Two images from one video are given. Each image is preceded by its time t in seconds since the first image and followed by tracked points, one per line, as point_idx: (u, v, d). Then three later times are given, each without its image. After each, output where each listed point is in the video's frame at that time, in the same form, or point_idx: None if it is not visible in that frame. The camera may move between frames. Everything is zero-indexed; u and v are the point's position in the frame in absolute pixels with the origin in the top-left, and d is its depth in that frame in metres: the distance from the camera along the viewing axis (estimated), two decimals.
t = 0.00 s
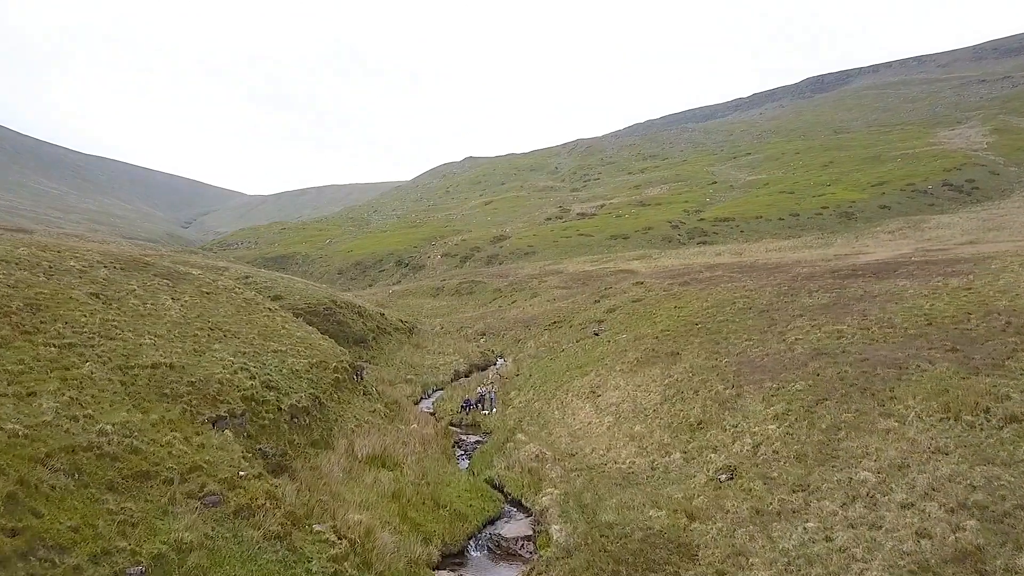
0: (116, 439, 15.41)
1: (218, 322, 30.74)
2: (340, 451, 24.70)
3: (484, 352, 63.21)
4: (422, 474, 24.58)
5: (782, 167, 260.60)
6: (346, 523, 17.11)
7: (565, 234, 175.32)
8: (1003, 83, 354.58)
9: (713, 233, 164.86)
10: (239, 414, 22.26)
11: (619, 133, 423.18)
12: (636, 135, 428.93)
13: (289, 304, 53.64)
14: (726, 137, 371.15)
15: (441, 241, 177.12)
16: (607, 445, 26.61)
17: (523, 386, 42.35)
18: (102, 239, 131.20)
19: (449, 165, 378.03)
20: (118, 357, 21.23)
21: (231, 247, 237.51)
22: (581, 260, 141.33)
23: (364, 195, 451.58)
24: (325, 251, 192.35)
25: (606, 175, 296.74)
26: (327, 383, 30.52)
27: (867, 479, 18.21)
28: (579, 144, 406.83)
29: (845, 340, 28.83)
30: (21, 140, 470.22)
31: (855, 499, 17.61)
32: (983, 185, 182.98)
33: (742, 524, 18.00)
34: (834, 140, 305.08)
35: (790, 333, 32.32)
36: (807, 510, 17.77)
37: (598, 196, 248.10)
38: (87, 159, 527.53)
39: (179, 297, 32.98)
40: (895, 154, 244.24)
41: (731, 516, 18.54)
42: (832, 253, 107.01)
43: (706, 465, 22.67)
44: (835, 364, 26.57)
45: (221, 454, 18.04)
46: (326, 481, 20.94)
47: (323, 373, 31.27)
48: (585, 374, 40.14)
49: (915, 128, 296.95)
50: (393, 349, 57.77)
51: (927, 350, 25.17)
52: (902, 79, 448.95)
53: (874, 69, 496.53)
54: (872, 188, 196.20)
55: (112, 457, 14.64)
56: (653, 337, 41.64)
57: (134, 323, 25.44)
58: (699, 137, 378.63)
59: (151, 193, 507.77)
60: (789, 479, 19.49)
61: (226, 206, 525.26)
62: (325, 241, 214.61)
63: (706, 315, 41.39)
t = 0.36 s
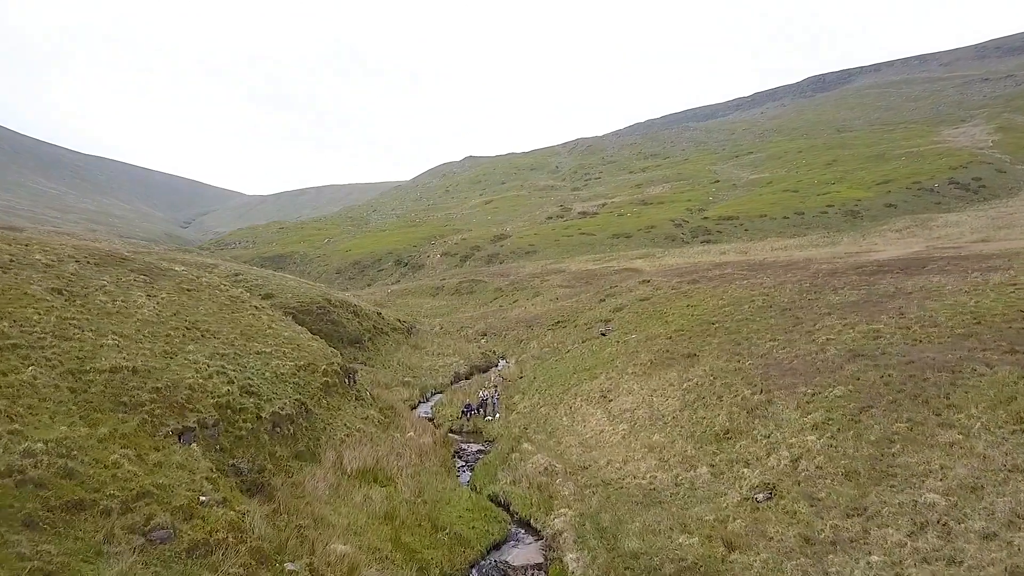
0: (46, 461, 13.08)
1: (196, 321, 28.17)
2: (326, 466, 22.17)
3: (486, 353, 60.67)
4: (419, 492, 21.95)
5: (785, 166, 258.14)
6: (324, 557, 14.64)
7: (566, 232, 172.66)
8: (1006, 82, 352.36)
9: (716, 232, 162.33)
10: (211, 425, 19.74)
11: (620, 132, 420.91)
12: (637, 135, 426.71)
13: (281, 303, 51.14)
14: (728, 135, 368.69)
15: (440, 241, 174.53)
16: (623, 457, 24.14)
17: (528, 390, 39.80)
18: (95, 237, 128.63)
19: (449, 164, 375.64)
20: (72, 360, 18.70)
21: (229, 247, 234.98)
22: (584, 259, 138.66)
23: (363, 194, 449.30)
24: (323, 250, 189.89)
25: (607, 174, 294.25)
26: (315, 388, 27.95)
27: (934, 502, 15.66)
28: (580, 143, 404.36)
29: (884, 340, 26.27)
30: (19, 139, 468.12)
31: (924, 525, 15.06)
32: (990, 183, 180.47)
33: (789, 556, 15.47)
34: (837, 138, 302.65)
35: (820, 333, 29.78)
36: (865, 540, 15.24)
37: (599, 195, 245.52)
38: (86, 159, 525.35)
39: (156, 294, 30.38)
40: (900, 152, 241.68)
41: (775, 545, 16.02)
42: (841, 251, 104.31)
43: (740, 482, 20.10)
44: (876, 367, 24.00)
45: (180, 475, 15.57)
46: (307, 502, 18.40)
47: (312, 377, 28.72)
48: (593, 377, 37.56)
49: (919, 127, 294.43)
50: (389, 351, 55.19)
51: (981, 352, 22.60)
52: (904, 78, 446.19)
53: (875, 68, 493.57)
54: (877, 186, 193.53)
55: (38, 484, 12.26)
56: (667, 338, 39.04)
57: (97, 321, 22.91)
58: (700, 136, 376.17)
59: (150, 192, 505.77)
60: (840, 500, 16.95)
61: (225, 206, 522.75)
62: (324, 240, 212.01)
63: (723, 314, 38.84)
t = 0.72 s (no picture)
0: None
1: (169, 320, 25.52)
2: (307, 484, 19.58)
3: (487, 354, 58.10)
4: (414, 513, 19.35)
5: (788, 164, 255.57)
6: None
7: (568, 231, 170.09)
8: (1009, 80, 349.93)
9: (720, 230, 159.74)
10: (172, 440, 17.15)
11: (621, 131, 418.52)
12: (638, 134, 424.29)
13: (271, 301, 48.53)
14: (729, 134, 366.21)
15: (440, 240, 171.89)
16: (643, 472, 21.56)
17: (533, 395, 37.21)
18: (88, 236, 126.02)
19: (450, 164, 373.07)
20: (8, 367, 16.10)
21: (226, 246, 232.32)
22: (586, 258, 136.03)
23: (363, 194, 446.84)
24: (322, 249, 187.28)
25: (608, 173, 291.78)
26: (301, 393, 25.38)
27: None
28: (581, 142, 401.79)
29: (931, 341, 23.68)
30: (17, 139, 465.57)
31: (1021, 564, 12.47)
32: (997, 181, 177.92)
33: None
34: (840, 137, 300.21)
35: (855, 333, 27.17)
36: None
37: (600, 194, 242.95)
38: (84, 159, 522.89)
39: (127, 290, 27.70)
40: (904, 150, 239.27)
41: None
42: (850, 249, 101.84)
43: (781, 503, 17.55)
44: (928, 371, 21.41)
45: (121, 507, 13.05)
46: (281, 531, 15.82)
47: (298, 381, 26.15)
48: (603, 380, 35.09)
49: (922, 125, 291.93)
50: (386, 352, 52.67)
51: None
52: (906, 77, 443.68)
53: (877, 67, 491.27)
54: (882, 185, 191.01)
55: None
56: (681, 339, 36.51)
57: (49, 320, 20.28)
58: (702, 135, 373.71)
59: (149, 192, 503.26)
60: (909, 532, 14.38)
61: (224, 206, 520.05)
62: (323, 240, 209.34)
63: (742, 313, 36.26)
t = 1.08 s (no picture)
0: None
1: (137, 317, 22.96)
2: (284, 508, 17.07)
3: (488, 355, 55.52)
4: (407, 540, 16.81)
5: (792, 163, 253.04)
6: None
7: (569, 230, 167.46)
8: (1013, 79, 347.49)
9: (724, 228, 157.27)
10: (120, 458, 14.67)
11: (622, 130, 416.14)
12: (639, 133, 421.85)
13: (261, 299, 45.99)
14: (731, 133, 363.73)
15: (440, 238, 169.30)
16: (669, 491, 18.99)
17: (540, 400, 34.65)
18: (80, 234, 123.51)
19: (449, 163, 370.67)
20: None
21: (224, 245, 229.81)
22: (589, 256, 133.47)
23: (362, 194, 444.44)
24: (320, 248, 184.89)
25: (609, 172, 289.23)
26: (283, 399, 22.82)
27: None
28: (581, 142, 399.35)
29: (989, 342, 21.11)
30: (16, 138, 463.45)
31: None
32: (1004, 179, 175.25)
33: None
34: (843, 136, 297.78)
35: (896, 332, 24.66)
36: None
37: (602, 193, 240.53)
38: (83, 159, 520.45)
39: (93, 285, 25.10)
40: (909, 148, 236.69)
41: None
42: (860, 246, 99.34)
43: (837, 531, 15.00)
44: (993, 376, 18.82)
45: (36, 553, 10.58)
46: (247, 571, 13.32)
47: (281, 386, 23.61)
48: (615, 384, 32.52)
49: (926, 124, 289.31)
50: (382, 353, 50.04)
51: None
52: (908, 76, 440.92)
53: (879, 66, 488.61)
54: (888, 182, 188.49)
55: None
56: (699, 340, 33.91)
57: None
58: (703, 134, 371.17)
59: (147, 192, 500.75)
60: None
61: (223, 205, 518.12)
62: (321, 239, 206.73)
63: (764, 312, 33.68)
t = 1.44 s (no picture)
0: None
1: (94, 314, 20.35)
2: (253, 538, 14.51)
3: (489, 356, 52.92)
4: None
5: (795, 161, 250.39)
6: None
7: (571, 229, 164.83)
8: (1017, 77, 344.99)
9: (728, 227, 154.72)
10: (46, 485, 12.14)
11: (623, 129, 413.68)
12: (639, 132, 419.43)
13: (249, 296, 43.41)
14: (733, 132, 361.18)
15: (440, 237, 166.73)
16: (703, 515, 16.42)
17: (547, 405, 32.10)
18: (72, 232, 120.85)
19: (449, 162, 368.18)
20: None
21: (221, 245, 227.21)
22: (591, 255, 130.82)
23: (362, 194, 441.97)
24: (317, 247, 182.33)
25: (610, 171, 286.58)
26: (261, 407, 20.23)
27: None
28: (582, 141, 396.99)
29: None
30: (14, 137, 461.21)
31: None
32: (1012, 176, 172.67)
33: None
34: (845, 134, 295.31)
35: (947, 332, 22.15)
36: None
37: (603, 192, 237.94)
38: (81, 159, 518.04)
39: (50, 279, 22.50)
40: (914, 146, 234.10)
41: None
42: (870, 244, 96.66)
43: (916, 571, 12.44)
44: None
45: None
46: None
47: (260, 392, 21.03)
48: (628, 388, 30.03)
49: (930, 122, 286.59)
50: (378, 354, 47.50)
51: None
52: (910, 75, 438.10)
53: (880, 65, 486.21)
54: (893, 180, 185.90)
55: None
56: (718, 340, 31.42)
57: None
58: (705, 132, 368.70)
59: (145, 191, 498.10)
60: None
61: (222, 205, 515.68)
62: (319, 238, 204.12)
63: (788, 310, 31.14)
